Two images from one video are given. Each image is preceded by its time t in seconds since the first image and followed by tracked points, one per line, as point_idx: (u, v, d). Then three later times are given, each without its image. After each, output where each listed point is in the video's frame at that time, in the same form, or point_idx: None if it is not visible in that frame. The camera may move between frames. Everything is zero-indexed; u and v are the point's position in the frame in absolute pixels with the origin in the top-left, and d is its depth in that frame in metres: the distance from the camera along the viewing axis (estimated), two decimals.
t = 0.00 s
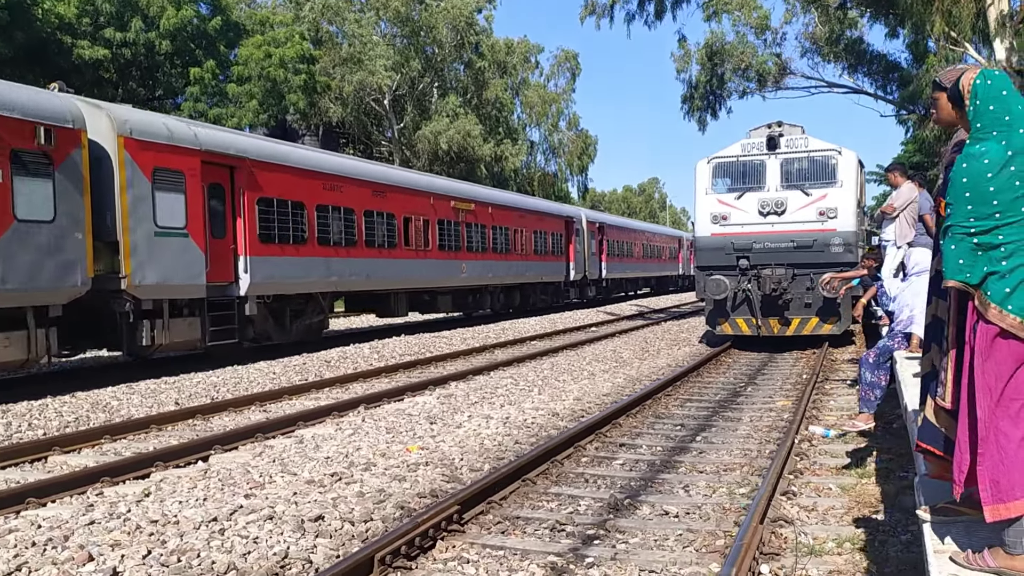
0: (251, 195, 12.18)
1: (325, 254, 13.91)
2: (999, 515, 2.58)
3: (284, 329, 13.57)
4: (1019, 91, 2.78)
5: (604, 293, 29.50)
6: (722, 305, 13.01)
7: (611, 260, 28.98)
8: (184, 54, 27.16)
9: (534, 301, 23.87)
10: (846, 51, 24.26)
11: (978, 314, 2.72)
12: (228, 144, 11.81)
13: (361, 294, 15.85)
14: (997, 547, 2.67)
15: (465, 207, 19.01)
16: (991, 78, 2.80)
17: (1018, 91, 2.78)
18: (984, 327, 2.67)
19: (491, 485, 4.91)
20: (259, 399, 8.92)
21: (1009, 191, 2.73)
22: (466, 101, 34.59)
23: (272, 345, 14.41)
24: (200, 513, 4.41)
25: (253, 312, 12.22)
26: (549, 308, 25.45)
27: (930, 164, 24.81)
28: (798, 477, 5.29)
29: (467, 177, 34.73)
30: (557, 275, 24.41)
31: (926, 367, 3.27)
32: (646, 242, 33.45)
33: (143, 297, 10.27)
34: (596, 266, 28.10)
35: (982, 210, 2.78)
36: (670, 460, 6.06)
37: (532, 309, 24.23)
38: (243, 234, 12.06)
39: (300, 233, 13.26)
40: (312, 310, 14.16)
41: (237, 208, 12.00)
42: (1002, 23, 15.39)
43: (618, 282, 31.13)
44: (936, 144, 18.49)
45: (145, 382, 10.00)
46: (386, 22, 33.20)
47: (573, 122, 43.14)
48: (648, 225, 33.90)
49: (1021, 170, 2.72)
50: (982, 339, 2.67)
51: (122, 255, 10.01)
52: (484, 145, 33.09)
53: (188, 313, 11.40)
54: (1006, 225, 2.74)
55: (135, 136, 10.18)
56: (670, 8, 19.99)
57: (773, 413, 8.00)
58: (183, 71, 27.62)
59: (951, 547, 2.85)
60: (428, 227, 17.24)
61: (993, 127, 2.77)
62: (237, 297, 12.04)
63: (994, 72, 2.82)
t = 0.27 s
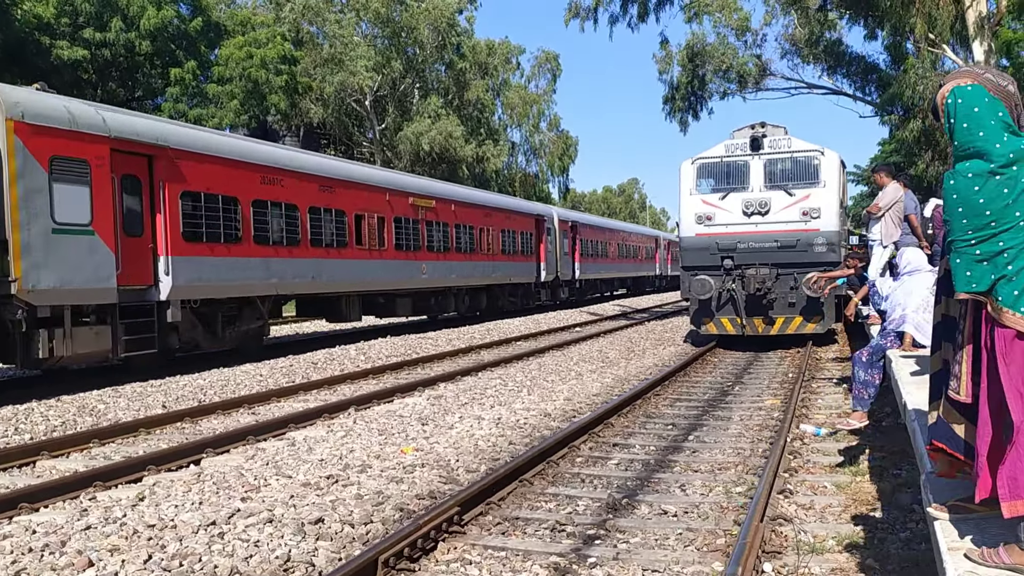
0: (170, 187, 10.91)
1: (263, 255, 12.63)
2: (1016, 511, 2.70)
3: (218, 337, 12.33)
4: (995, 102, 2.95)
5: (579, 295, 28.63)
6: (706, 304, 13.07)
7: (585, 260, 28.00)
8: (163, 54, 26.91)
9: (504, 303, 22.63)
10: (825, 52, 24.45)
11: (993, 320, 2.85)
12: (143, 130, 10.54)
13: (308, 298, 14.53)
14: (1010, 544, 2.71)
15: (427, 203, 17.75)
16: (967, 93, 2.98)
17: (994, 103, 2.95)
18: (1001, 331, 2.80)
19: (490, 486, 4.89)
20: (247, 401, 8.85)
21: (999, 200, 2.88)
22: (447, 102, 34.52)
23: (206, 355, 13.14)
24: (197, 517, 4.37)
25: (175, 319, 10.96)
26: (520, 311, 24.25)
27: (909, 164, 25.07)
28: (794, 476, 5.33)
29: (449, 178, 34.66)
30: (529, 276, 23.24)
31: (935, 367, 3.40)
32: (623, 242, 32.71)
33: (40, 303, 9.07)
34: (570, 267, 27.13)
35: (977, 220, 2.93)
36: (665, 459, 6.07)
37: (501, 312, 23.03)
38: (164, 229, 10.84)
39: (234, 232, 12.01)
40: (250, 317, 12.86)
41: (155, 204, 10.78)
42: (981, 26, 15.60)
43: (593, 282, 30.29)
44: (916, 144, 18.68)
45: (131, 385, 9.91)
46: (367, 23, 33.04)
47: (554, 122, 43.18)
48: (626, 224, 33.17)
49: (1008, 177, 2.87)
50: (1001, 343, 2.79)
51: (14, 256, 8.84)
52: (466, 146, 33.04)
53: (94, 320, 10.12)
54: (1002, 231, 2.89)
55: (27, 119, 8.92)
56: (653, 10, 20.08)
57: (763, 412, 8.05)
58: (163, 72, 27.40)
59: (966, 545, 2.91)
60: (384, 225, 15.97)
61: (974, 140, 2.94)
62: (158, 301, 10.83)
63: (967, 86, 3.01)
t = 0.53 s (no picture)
0: (70, 169, 9.62)
1: (187, 250, 11.33)
2: None
3: (129, 339, 11.03)
4: (987, 115, 2.97)
5: (556, 298, 27.77)
6: (695, 308, 13.09)
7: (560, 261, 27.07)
8: (154, 49, 26.74)
9: (471, 305, 21.45)
10: (816, 59, 24.58)
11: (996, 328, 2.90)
12: (36, 102, 9.23)
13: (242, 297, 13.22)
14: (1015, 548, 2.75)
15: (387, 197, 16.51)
16: (958, 108, 3.01)
17: (986, 115, 2.97)
18: (1002, 340, 2.86)
19: (485, 485, 4.89)
20: (237, 398, 8.81)
21: (991, 211, 2.90)
22: (437, 102, 34.49)
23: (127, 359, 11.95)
24: (191, 513, 4.36)
25: (73, 320, 9.68)
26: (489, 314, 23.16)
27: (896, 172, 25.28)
28: (786, 479, 5.37)
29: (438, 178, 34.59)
30: (498, 277, 22.11)
31: (933, 373, 3.44)
32: (603, 244, 31.95)
33: None
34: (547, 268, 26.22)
35: (971, 232, 2.96)
36: (658, 461, 6.08)
37: (469, 315, 21.88)
38: (58, 217, 9.51)
39: (152, 223, 10.72)
40: (172, 317, 11.65)
41: (50, 188, 9.49)
42: (970, 36, 15.76)
43: (571, 285, 29.51)
44: (905, 152, 18.83)
45: (120, 381, 9.87)
46: (358, 21, 32.93)
47: (544, 124, 43.21)
48: (606, 226, 32.43)
49: (999, 187, 2.89)
50: (1004, 351, 2.85)
51: None
52: (456, 146, 33.00)
53: None
54: (996, 241, 2.91)
55: None
56: (646, 14, 20.15)
57: (753, 415, 8.09)
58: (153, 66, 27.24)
59: (969, 548, 2.95)
60: (336, 220, 14.70)
61: (966, 154, 2.98)
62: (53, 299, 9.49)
63: (956, 102, 3.05)
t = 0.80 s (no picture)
0: None
1: (112, 241, 10.15)
2: None
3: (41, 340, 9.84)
4: (988, 131, 3.00)
5: (544, 302, 26.80)
6: (693, 314, 13.11)
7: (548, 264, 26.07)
8: (157, 43, 26.73)
9: (450, 308, 20.35)
10: (818, 69, 24.60)
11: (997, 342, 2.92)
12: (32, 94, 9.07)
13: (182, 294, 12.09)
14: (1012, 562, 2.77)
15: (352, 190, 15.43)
16: (959, 124, 3.04)
17: (987, 132, 3.00)
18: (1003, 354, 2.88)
19: (480, 486, 4.90)
20: (233, 393, 8.81)
21: (989, 224, 2.92)
22: (439, 103, 34.50)
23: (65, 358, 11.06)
24: (186, 507, 4.38)
25: None
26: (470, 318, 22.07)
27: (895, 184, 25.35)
28: (781, 487, 5.39)
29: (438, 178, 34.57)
30: (478, 279, 21.05)
31: (930, 385, 3.46)
32: (595, 248, 31.07)
33: None
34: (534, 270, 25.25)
35: (970, 245, 2.98)
36: (653, 466, 6.08)
37: (448, 320, 20.80)
38: None
39: (69, 208, 9.55)
40: (94, 315, 10.49)
41: None
42: (973, 50, 15.83)
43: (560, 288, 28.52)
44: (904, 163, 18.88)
45: (116, 373, 9.87)
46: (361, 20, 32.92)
47: (545, 127, 43.23)
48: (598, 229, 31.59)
49: (997, 201, 2.90)
50: (1005, 365, 2.87)
51: None
52: (456, 147, 33.00)
53: None
54: (994, 254, 2.92)
55: None
56: (650, 20, 20.18)
57: (748, 423, 8.11)
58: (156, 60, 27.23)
59: (966, 560, 2.96)
60: (292, 212, 13.60)
61: (966, 168, 3.00)
62: None
63: (957, 117, 3.07)
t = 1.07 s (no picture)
0: None
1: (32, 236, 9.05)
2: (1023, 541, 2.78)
3: None
4: (990, 138, 2.98)
5: (540, 309, 25.77)
6: (698, 322, 13.09)
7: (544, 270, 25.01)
8: (168, 47, 26.88)
9: (435, 315, 19.19)
10: (827, 77, 24.54)
11: (996, 352, 2.92)
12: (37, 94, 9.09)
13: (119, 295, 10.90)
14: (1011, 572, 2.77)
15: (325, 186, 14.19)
16: (961, 131, 3.03)
17: (990, 139, 2.98)
18: (1000, 365, 2.89)
19: (483, 492, 4.90)
20: (238, 396, 8.83)
21: (989, 233, 2.92)
22: (447, 108, 34.57)
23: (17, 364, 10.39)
24: (190, 509, 4.40)
25: None
26: (458, 326, 21.00)
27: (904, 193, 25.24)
28: (784, 496, 5.37)
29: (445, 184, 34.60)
30: (466, 284, 19.83)
31: (933, 395, 3.46)
32: (595, 254, 30.15)
33: None
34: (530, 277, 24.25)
35: (970, 254, 2.98)
36: (656, 474, 6.07)
37: (433, 327, 19.69)
38: None
39: None
40: (8, 321, 9.54)
41: None
42: (982, 60, 15.84)
43: (556, 295, 27.50)
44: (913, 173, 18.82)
45: (122, 375, 9.91)
46: (371, 25, 33.03)
47: (553, 134, 43.28)
48: (598, 234, 30.71)
49: (998, 210, 2.90)
50: (1003, 376, 2.87)
51: None
52: (464, 153, 33.04)
53: None
54: (994, 264, 2.93)
55: None
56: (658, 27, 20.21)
57: (753, 431, 8.08)
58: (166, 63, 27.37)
59: (967, 570, 2.96)
60: (251, 208, 12.36)
61: (966, 176, 2.99)
62: None
63: (960, 125, 3.06)
